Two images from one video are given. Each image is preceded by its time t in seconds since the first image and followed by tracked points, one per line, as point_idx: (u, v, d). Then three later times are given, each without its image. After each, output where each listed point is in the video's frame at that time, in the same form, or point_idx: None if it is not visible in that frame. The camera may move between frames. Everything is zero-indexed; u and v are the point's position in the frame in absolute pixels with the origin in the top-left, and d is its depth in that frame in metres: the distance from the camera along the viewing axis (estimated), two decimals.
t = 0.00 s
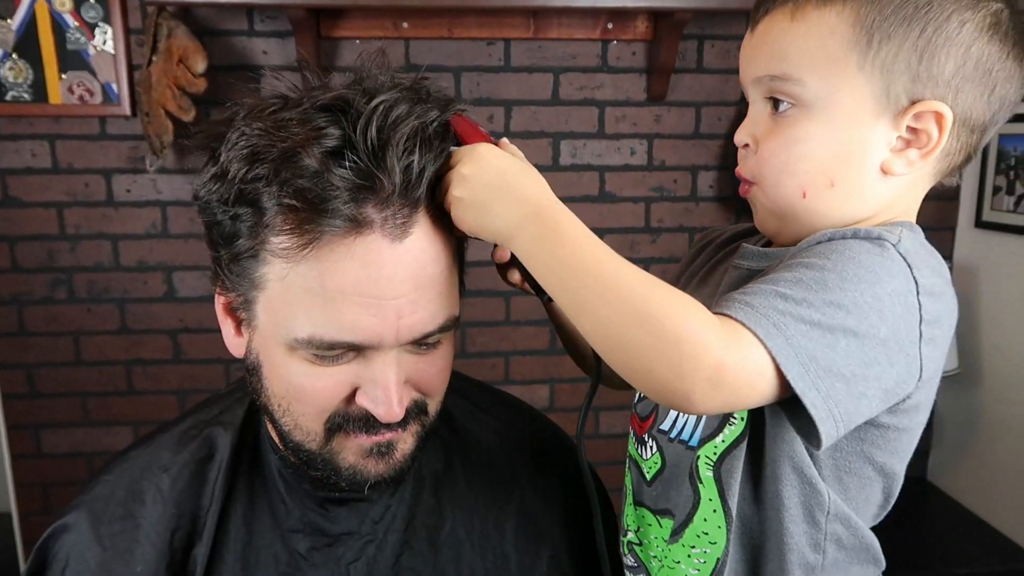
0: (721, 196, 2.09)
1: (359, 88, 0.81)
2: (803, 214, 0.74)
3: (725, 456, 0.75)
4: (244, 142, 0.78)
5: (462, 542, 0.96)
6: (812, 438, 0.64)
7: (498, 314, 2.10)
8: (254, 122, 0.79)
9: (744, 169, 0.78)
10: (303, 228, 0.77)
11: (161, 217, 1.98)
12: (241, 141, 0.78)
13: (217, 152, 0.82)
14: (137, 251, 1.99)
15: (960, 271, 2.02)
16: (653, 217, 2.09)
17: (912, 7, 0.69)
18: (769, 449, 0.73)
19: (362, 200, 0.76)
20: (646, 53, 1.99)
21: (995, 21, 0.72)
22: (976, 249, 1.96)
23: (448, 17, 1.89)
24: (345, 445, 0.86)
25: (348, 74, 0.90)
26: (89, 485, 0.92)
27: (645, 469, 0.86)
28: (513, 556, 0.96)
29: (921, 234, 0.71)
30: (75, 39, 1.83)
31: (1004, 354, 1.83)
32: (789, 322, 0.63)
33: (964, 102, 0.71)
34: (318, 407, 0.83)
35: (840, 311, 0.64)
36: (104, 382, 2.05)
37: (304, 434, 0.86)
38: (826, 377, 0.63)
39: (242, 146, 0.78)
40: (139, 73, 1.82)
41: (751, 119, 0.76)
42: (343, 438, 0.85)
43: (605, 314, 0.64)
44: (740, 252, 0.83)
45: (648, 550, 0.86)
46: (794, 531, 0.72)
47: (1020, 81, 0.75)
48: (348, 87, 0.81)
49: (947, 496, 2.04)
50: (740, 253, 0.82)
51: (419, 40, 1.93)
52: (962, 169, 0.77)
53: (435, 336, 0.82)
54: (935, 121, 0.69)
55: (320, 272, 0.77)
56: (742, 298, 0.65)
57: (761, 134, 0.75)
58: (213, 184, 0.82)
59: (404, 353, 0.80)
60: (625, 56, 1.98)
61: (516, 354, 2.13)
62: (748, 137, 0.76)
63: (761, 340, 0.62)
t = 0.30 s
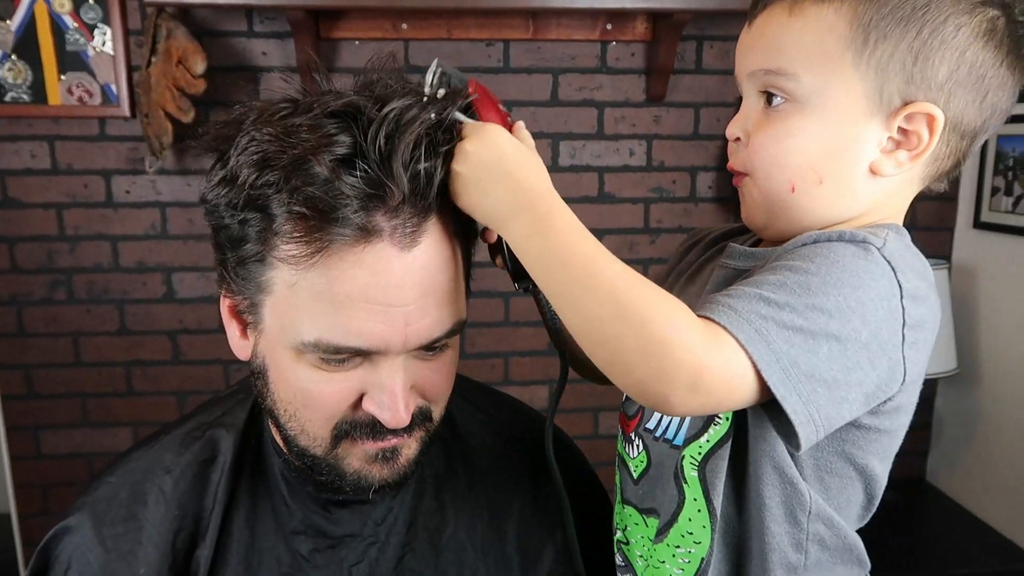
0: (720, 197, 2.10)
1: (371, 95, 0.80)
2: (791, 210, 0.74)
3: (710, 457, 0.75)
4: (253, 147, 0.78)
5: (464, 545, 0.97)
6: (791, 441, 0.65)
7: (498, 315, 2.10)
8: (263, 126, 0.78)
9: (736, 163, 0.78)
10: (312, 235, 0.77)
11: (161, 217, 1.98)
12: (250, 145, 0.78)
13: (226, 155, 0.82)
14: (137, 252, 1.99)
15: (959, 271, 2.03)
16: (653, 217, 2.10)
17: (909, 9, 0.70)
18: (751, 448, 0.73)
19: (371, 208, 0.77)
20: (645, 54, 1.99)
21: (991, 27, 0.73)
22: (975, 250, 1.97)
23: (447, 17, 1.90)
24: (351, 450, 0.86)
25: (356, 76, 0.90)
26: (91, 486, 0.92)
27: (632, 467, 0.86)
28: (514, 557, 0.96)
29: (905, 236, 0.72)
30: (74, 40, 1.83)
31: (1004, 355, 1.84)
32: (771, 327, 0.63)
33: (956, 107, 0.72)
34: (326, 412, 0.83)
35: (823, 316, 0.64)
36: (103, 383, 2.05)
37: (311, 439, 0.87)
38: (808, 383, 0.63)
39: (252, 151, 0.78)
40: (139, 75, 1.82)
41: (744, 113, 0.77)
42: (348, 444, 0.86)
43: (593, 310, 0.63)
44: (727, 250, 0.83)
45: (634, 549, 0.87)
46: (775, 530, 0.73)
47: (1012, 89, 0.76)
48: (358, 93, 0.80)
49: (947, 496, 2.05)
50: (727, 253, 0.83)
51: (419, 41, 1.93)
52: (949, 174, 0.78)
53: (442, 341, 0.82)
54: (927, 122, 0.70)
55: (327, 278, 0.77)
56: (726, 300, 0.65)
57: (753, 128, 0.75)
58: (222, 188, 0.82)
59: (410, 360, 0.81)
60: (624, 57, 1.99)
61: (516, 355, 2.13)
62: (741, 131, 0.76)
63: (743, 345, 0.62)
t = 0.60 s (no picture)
0: (719, 196, 2.10)
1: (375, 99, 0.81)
2: (795, 209, 0.74)
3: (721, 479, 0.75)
4: (254, 148, 0.78)
5: (464, 545, 0.97)
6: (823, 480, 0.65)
7: (496, 315, 2.10)
8: (264, 127, 0.79)
9: (739, 160, 0.77)
10: (312, 238, 0.77)
11: (159, 218, 1.97)
12: (252, 147, 0.79)
13: (226, 155, 0.82)
14: (135, 253, 1.99)
15: (957, 270, 2.03)
16: (651, 217, 2.10)
17: (919, 8, 0.69)
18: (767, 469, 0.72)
19: (371, 209, 0.77)
20: (643, 54, 1.99)
21: (998, 27, 0.73)
22: (973, 249, 1.97)
23: (445, 17, 1.89)
24: (350, 452, 0.86)
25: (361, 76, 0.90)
26: (90, 486, 0.92)
27: (634, 475, 0.87)
28: (515, 558, 0.96)
29: (910, 239, 0.73)
30: (72, 40, 1.82)
31: (1003, 355, 1.84)
32: (802, 382, 0.62)
33: (961, 108, 0.72)
34: (325, 413, 0.83)
35: (854, 360, 0.63)
36: (101, 384, 2.05)
37: (311, 441, 0.87)
38: (846, 430, 0.62)
39: (253, 152, 0.78)
40: (137, 75, 1.81)
41: (746, 109, 0.76)
42: (349, 446, 0.85)
43: (629, 374, 0.61)
44: (733, 258, 0.83)
45: (632, 554, 0.90)
46: (788, 552, 0.72)
47: (1016, 90, 0.76)
48: (362, 95, 0.81)
49: (945, 496, 2.05)
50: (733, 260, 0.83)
51: (417, 41, 1.93)
52: (952, 174, 0.78)
53: (443, 341, 0.81)
54: (932, 123, 0.70)
55: (329, 280, 0.76)
56: (751, 351, 0.63)
57: (755, 124, 0.74)
58: (222, 188, 0.82)
59: (411, 361, 0.80)
60: (623, 57, 1.99)
61: (514, 355, 2.13)
62: (743, 127, 0.76)
63: (777, 403, 0.61)
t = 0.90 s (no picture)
0: (717, 190, 2.09)
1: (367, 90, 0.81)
2: (805, 206, 0.74)
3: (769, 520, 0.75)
4: (242, 140, 0.78)
5: (459, 540, 0.96)
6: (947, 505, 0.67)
7: (494, 309, 2.10)
8: (252, 118, 0.78)
9: (743, 159, 0.77)
10: (301, 232, 0.76)
11: (154, 212, 1.96)
12: (239, 138, 0.78)
13: (215, 148, 0.82)
14: (131, 247, 1.98)
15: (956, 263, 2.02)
16: (650, 211, 2.09)
17: None
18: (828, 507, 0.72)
19: (361, 202, 0.75)
20: (642, 47, 1.98)
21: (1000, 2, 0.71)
22: (972, 242, 1.97)
23: (442, 10, 1.88)
24: (343, 447, 0.85)
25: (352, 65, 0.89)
26: (83, 480, 0.92)
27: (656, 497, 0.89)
28: (510, 549, 0.97)
29: (928, 230, 0.72)
30: (66, 33, 1.81)
31: (1002, 348, 1.83)
32: (935, 466, 0.61)
33: (969, 88, 0.71)
34: (317, 408, 0.83)
35: (971, 421, 0.63)
36: (98, 379, 2.05)
37: (302, 436, 0.86)
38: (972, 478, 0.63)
39: (240, 144, 0.78)
40: (131, 68, 1.80)
41: (746, 108, 0.76)
42: (341, 441, 0.85)
43: (790, 526, 0.61)
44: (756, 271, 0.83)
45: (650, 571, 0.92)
46: None
47: None
48: (353, 86, 0.81)
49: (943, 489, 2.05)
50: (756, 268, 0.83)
51: (413, 34, 1.92)
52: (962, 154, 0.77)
53: (434, 334, 0.80)
54: (942, 107, 0.69)
55: (319, 277, 0.75)
56: (870, 451, 0.62)
57: (758, 123, 0.74)
58: (210, 180, 0.81)
59: (402, 352, 0.79)
60: (621, 49, 1.98)
61: (512, 349, 2.13)
62: (745, 127, 0.76)
63: (922, 502, 0.61)
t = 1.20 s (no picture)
0: (717, 182, 2.08)
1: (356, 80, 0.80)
2: (831, 234, 0.77)
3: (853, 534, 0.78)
4: (232, 132, 0.78)
5: (455, 532, 0.96)
6: None
7: (493, 302, 2.10)
8: (242, 109, 0.78)
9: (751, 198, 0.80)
10: (292, 225, 0.75)
11: (153, 204, 1.96)
12: (230, 131, 0.78)
13: (206, 141, 0.81)
14: (130, 239, 1.97)
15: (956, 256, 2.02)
16: (649, 203, 2.08)
17: (879, 1, 0.72)
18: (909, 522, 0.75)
19: (353, 193, 0.75)
20: (642, 39, 1.97)
21: None
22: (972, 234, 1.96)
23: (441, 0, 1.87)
24: (337, 442, 0.85)
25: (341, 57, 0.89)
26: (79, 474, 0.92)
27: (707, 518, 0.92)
28: (507, 542, 0.96)
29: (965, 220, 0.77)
30: (63, 24, 1.80)
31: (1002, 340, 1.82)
32: None
33: (959, 68, 0.74)
34: (311, 401, 0.82)
35: None
36: (97, 371, 2.04)
37: (297, 430, 0.86)
38: None
39: (231, 137, 0.78)
40: (128, 59, 1.79)
41: (737, 154, 0.79)
42: (335, 436, 0.85)
43: (914, 555, 0.69)
44: (791, 284, 0.86)
45: None
46: None
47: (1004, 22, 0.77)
48: (342, 76, 0.80)
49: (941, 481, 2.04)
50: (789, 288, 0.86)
51: (411, 25, 1.91)
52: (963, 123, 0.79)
53: (428, 327, 0.80)
54: (940, 104, 0.72)
55: (309, 269, 0.75)
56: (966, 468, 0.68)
57: (756, 167, 0.77)
58: (201, 172, 0.81)
59: (396, 344, 0.79)
60: (620, 41, 1.97)
61: (512, 342, 2.13)
62: (743, 171, 0.79)
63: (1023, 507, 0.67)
